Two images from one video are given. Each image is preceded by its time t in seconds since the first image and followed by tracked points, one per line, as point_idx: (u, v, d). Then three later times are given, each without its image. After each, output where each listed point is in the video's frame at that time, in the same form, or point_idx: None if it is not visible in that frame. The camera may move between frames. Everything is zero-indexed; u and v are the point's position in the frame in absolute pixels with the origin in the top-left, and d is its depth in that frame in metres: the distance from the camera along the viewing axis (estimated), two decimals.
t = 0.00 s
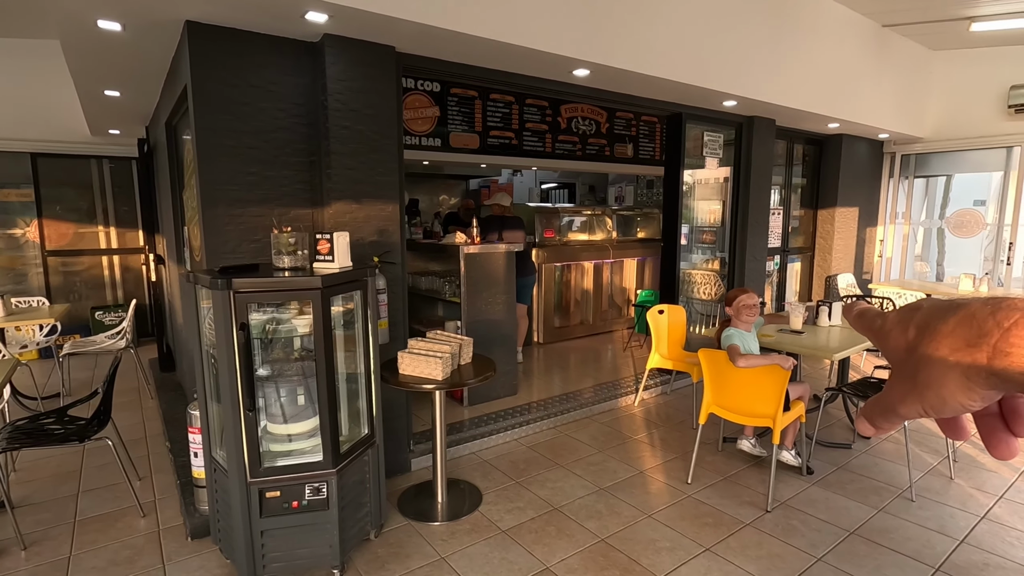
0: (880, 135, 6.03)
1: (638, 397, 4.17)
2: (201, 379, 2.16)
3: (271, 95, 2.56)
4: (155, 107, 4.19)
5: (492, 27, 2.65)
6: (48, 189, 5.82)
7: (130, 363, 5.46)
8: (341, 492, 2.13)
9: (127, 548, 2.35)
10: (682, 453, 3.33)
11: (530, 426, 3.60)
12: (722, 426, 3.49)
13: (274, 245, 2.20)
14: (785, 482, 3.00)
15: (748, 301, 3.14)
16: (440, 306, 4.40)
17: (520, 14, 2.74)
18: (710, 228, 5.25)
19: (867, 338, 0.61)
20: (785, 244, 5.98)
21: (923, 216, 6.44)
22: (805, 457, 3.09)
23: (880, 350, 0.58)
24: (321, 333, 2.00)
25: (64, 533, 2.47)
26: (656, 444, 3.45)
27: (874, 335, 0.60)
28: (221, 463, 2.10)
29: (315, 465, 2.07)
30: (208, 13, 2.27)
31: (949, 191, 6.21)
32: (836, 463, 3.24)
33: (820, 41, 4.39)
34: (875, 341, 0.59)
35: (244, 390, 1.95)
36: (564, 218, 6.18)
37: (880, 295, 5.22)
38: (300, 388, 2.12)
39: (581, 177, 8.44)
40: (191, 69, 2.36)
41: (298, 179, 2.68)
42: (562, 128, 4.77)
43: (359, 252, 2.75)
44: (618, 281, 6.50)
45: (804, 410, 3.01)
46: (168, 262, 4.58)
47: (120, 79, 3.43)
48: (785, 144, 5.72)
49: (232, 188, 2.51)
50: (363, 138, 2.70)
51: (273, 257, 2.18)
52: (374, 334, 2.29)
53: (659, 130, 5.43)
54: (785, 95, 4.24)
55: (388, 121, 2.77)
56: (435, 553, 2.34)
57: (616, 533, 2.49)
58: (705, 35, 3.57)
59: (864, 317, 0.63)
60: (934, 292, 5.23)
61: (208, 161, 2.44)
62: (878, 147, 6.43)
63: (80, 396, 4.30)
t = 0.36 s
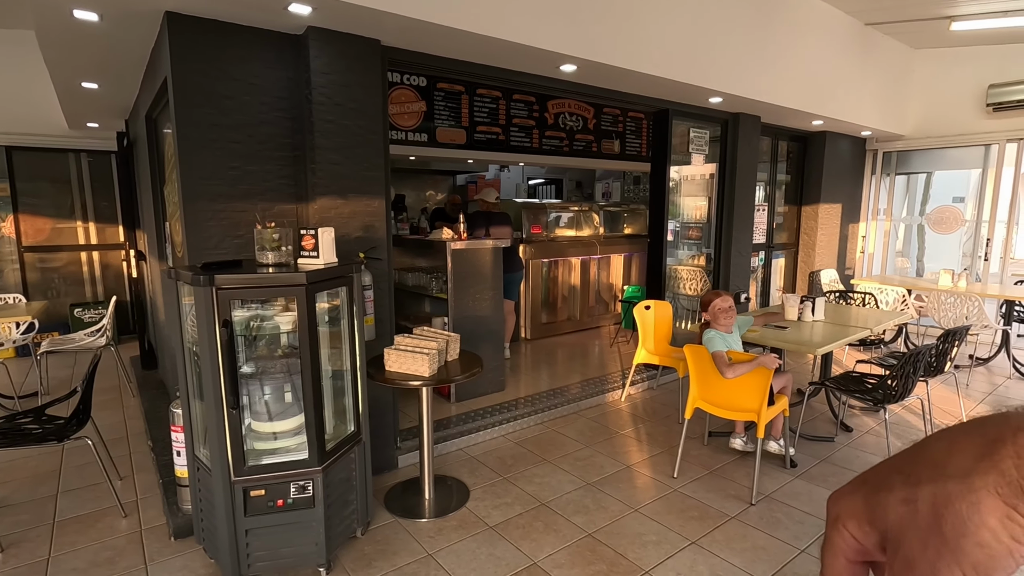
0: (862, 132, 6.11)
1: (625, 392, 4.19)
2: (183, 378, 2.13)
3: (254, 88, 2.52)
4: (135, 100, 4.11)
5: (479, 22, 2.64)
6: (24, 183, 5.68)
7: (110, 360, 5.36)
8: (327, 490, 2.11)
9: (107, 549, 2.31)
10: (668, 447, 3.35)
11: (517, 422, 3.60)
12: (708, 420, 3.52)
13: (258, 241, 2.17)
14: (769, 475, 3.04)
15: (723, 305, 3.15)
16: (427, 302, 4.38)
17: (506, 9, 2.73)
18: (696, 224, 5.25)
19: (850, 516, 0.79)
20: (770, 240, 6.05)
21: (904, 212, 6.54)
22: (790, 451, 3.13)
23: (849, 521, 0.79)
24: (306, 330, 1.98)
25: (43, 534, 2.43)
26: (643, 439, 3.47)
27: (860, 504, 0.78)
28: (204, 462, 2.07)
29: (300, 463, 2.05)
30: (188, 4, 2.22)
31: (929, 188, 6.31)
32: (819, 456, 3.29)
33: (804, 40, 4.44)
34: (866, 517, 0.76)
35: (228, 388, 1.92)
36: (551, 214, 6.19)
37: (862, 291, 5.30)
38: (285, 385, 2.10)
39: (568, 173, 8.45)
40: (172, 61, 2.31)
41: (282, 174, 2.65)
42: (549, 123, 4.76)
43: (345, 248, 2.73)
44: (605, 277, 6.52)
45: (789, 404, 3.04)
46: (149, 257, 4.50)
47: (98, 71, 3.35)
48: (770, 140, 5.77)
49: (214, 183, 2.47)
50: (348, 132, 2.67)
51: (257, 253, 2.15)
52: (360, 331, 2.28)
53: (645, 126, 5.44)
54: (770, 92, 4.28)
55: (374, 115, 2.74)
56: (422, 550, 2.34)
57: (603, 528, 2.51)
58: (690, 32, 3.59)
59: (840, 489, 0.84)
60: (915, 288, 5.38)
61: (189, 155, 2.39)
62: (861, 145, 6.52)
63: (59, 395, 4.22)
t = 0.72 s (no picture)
0: (846, 130, 6.18)
1: (613, 387, 4.21)
2: (166, 375, 2.10)
3: (238, 81, 2.48)
4: (115, 92, 4.03)
5: (467, 16, 2.62)
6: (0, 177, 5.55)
7: (90, 357, 5.27)
8: (314, 487, 2.10)
9: (89, 549, 2.28)
10: (655, 441, 3.38)
11: (505, 418, 3.60)
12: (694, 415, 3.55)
13: (242, 236, 2.14)
14: (755, 468, 3.07)
15: (717, 301, 3.13)
16: (415, 298, 4.36)
17: (494, 3, 2.72)
18: (683, 220, 5.29)
19: (871, 534, 0.76)
20: (755, 236, 6.10)
21: (886, 209, 6.62)
22: (775, 444, 3.16)
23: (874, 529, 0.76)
24: (292, 326, 1.96)
25: (22, 534, 2.39)
26: (630, 433, 3.49)
27: (880, 522, 0.75)
28: (188, 459, 2.04)
29: (286, 460, 2.03)
30: None
31: (911, 185, 6.40)
32: (803, 449, 3.34)
33: (789, 37, 4.48)
34: (887, 539, 0.73)
35: (212, 384, 1.90)
36: (539, 210, 6.19)
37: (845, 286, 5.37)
38: (271, 382, 2.08)
39: (556, 169, 8.45)
40: (153, 52, 2.27)
41: (267, 168, 2.61)
42: (537, 119, 4.76)
43: (331, 244, 2.70)
44: (593, 273, 6.53)
45: (775, 398, 3.07)
46: (130, 253, 4.42)
47: (76, 62, 3.28)
48: (756, 137, 5.82)
49: (197, 176, 2.44)
50: (334, 126, 2.65)
51: (241, 248, 2.12)
52: (347, 327, 2.26)
53: (633, 122, 5.45)
54: (755, 89, 4.31)
55: (360, 109, 2.72)
56: (410, 546, 2.33)
57: (591, 522, 2.52)
58: (676, 28, 3.60)
59: (862, 505, 0.80)
60: (897, 284, 5.46)
61: (171, 148, 2.35)
62: (845, 142, 6.59)
63: (38, 392, 4.14)
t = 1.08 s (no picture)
0: (830, 127, 6.25)
1: (601, 382, 4.23)
2: (149, 374, 2.06)
3: (221, 74, 2.44)
4: (95, 86, 3.94)
5: (454, 10, 2.61)
6: None
7: (71, 357, 5.18)
8: (302, 485, 2.08)
9: (72, 550, 2.24)
10: (643, 436, 3.40)
11: (494, 414, 3.60)
12: (682, 409, 3.57)
13: (227, 232, 2.11)
14: (741, 461, 3.10)
15: (713, 297, 3.12)
16: (403, 295, 4.34)
17: None
18: (670, 216, 5.37)
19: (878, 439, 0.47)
20: (741, 232, 6.15)
21: (869, 205, 6.71)
22: (761, 438, 3.20)
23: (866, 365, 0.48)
24: (278, 323, 1.94)
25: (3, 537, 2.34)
26: (618, 428, 3.51)
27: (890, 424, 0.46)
28: (173, 459, 2.01)
29: (273, 459, 2.01)
30: None
31: (893, 181, 6.49)
32: (788, 442, 3.38)
33: (774, 34, 4.52)
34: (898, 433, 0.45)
35: (197, 383, 1.87)
36: (527, 206, 6.18)
37: (829, 281, 5.43)
38: (257, 379, 2.05)
39: (544, 165, 8.46)
40: (133, 44, 2.22)
41: (251, 163, 2.58)
42: (524, 114, 4.76)
43: (317, 240, 2.68)
44: (581, 269, 6.55)
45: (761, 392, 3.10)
46: (111, 250, 4.34)
47: (54, 55, 3.21)
48: (742, 133, 5.86)
49: (180, 172, 2.39)
50: (320, 121, 2.62)
51: (226, 244, 2.09)
52: (334, 324, 2.25)
53: (620, 118, 5.47)
54: (741, 86, 4.35)
55: (346, 104, 2.69)
56: (399, 543, 2.33)
57: (580, 516, 2.53)
58: (662, 24, 3.62)
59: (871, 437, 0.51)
60: (880, 279, 5.54)
61: (152, 142, 2.31)
62: (829, 138, 6.67)
63: (17, 392, 4.07)
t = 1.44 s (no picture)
0: (816, 123, 6.30)
1: (590, 377, 4.24)
2: (131, 371, 2.02)
3: (204, 65, 2.39)
4: (72, 77, 3.85)
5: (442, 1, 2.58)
6: None
7: (50, 355, 5.07)
8: (288, 483, 2.05)
9: (52, 552, 2.19)
10: (632, 430, 3.40)
11: (483, 410, 3.59)
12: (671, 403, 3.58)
13: (209, 226, 2.06)
14: (729, 454, 3.12)
15: (705, 295, 3.13)
16: (391, 290, 4.30)
17: None
18: (658, 212, 5.29)
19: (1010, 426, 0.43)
20: (729, 227, 6.19)
21: (854, 201, 6.78)
22: (749, 431, 3.22)
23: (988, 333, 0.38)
24: (264, 319, 1.90)
25: None
26: (608, 423, 3.51)
27: None
28: (156, 458, 1.97)
29: (259, 457, 1.97)
30: None
31: (878, 177, 6.55)
32: (776, 435, 3.40)
33: (761, 30, 4.54)
34: None
35: (180, 380, 1.83)
36: (515, 201, 6.16)
37: (815, 276, 5.48)
38: (243, 376, 2.02)
39: (532, 160, 8.44)
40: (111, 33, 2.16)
41: (235, 156, 2.53)
42: (513, 109, 4.73)
43: (303, 234, 2.64)
44: (570, 264, 6.54)
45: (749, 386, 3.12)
46: (91, 245, 4.25)
47: (29, 45, 3.12)
48: (730, 129, 5.89)
49: (161, 165, 2.34)
50: (305, 113, 2.58)
51: (209, 239, 2.05)
52: (320, 319, 2.22)
53: (609, 113, 5.46)
54: (729, 81, 4.36)
55: (332, 97, 2.65)
56: (388, 540, 2.30)
57: (571, 511, 2.52)
58: (651, 18, 3.61)
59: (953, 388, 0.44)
60: (864, 274, 5.60)
61: (133, 134, 2.26)
62: (815, 134, 6.73)
63: None
